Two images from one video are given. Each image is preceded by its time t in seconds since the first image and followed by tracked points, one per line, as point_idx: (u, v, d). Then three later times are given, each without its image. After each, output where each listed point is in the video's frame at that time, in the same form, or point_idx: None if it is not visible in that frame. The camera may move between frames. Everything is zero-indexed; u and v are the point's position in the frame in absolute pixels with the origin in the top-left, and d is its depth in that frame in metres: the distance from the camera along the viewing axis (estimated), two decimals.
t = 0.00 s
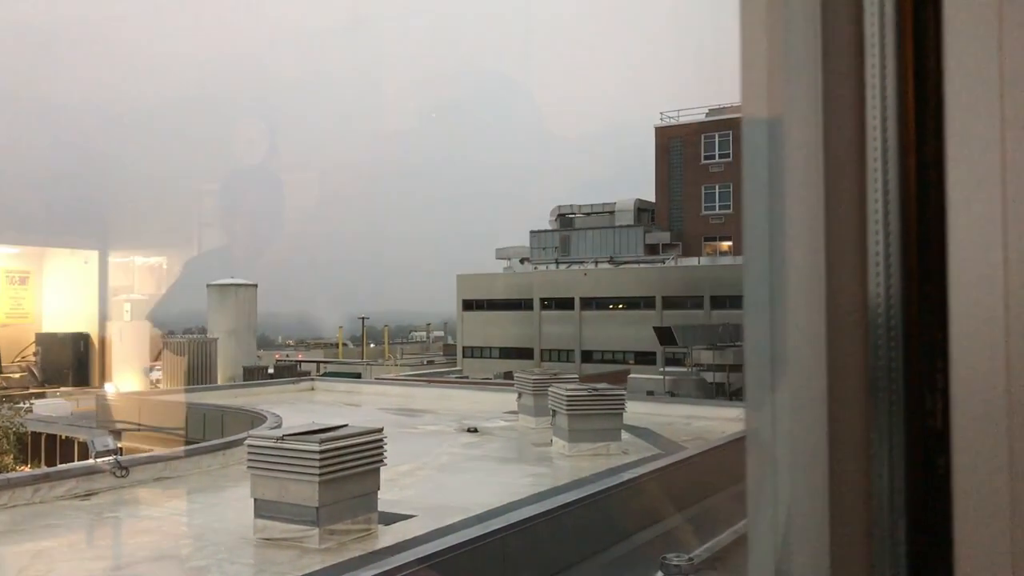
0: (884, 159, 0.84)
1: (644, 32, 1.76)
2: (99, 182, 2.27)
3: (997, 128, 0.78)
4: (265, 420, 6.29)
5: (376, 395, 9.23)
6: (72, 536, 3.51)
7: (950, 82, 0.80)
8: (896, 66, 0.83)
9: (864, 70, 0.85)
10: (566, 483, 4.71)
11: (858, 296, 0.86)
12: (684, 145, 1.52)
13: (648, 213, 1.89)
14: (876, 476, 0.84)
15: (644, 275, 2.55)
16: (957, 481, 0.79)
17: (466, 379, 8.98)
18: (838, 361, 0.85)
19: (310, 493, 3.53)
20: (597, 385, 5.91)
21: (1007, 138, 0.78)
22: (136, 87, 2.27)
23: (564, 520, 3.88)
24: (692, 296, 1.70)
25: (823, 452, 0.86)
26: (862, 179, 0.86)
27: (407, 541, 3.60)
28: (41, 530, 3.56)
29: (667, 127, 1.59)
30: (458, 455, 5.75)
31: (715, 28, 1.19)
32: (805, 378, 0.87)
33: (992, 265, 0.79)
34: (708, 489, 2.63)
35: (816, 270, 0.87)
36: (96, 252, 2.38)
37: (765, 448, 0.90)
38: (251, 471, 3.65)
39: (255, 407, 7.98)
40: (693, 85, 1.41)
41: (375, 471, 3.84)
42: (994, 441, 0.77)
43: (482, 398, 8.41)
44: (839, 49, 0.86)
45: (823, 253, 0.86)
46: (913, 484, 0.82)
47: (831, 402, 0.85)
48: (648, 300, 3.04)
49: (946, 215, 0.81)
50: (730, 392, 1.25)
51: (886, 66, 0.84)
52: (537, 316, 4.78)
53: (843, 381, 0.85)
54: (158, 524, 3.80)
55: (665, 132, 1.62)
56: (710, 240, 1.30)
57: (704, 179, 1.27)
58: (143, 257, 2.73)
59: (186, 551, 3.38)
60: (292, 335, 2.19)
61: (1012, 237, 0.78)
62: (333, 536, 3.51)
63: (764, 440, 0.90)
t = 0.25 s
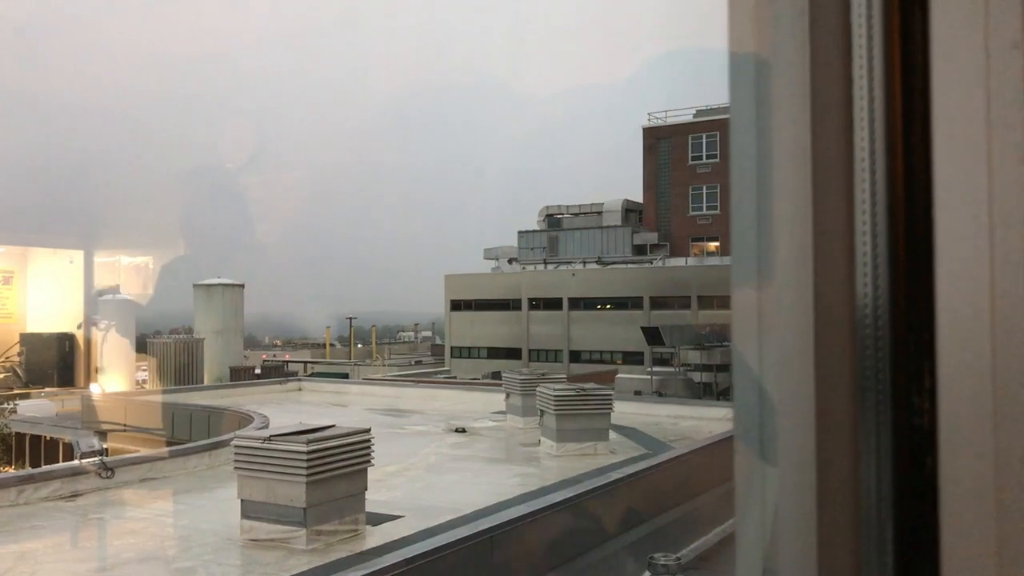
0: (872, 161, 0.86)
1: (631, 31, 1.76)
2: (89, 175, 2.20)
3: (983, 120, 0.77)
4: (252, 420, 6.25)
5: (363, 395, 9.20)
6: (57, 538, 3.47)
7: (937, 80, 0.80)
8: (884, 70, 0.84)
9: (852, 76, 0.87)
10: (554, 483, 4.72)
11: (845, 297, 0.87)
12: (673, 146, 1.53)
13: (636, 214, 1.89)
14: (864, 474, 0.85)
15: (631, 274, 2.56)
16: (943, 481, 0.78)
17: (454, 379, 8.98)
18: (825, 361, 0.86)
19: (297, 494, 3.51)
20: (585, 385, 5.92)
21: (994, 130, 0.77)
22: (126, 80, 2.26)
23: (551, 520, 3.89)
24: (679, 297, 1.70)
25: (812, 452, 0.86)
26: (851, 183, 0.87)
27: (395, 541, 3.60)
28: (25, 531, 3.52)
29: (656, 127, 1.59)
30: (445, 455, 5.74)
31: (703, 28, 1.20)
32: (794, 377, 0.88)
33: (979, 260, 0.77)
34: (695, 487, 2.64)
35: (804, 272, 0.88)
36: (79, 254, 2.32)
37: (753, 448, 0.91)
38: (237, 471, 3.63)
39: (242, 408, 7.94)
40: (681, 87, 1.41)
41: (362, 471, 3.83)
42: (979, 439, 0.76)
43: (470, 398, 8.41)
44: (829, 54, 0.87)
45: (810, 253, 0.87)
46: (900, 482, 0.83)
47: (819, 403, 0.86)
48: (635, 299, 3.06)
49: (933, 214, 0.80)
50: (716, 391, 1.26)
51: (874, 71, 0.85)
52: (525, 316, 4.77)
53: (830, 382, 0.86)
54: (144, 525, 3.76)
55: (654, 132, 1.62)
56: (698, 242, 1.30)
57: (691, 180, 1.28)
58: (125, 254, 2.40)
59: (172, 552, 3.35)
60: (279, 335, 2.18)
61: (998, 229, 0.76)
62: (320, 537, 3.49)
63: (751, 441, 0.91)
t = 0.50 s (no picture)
0: (859, 155, 0.85)
1: (618, 33, 1.76)
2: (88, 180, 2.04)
3: (970, 127, 0.80)
4: (240, 421, 6.21)
5: (351, 396, 9.17)
6: (42, 540, 3.43)
7: (925, 79, 0.80)
8: (871, 69, 0.84)
9: (840, 74, 0.86)
10: (542, 483, 4.72)
11: (833, 292, 0.87)
12: (662, 146, 1.52)
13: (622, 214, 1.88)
14: (852, 469, 0.85)
15: (620, 275, 2.56)
16: (932, 480, 0.79)
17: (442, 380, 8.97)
18: (813, 356, 0.87)
19: (285, 494, 3.48)
20: (573, 385, 5.92)
21: (980, 136, 0.80)
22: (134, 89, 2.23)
23: (540, 520, 3.90)
24: (666, 295, 1.69)
25: (800, 448, 0.87)
26: (838, 183, 0.87)
27: (384, 542, 3.60)
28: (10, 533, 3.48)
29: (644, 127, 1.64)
30: (434, 455, 5.73)
31: (689, 29, 1.20)
32: (785, 378, 0.88)
33: (965, 262, 0.80)
34: (683, 487, 2.66)
35: (792, 268, 0.88)
36: (65, 254, 2.01)
37: (741, 449, 0.91)
38: (224, 471, 3.61)
39: (228, 409, 7.88)
40: (669, 86, 1.41)
41: (350, 471, 3.82)
42: (966, 437, 0.79)
43: (458, 397, 8.41)
44: (818, 54, 0.87)
45: (800, 255, 0.87)
46: (888, 478, 0.82)
47: (806, 399, 0.86)
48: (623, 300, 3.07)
49: (922, 213, 0.81)
50: (703, 390, 1.26)
51: (862, 69, 0.85)
52: (513, 315, 4.80)
53: (816, 377, 0.86)
54: (130, 527, 3.73)
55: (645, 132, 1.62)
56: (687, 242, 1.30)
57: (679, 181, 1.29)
58: (112, 254, 2.27)
59: (159, 553, 3.32)
60: (269, 336, 2.15)
61: (983, 233, 0.80)
62: (308, 537, 3.48)
63: (740, 442, 0.91)
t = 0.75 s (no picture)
0: (848, 158, 0.86)
1: (609, 33, 1.76)
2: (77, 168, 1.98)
3: (957, 128, 0.80)
4: (227, 422, 6.17)
5: (339, 396, 9.13)
6: (25, 541, 3.39)
7: (912, 84, 0.82)
8: (860, 72, 0.85)
9: (828, 74, 0.86)
10: (531, 483, 4.72)
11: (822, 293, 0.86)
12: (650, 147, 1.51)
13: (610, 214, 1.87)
14: (839, 469, 0.85)
15: (609, 276, 2.56)
16: (918, 478, 0.81)
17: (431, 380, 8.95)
18: (804, 357, 0.85)
19: (271, 495, 3.45)
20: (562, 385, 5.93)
21: (967, 137, 0.80)
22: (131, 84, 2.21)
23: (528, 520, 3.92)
24: (654, 296, 1.69)
25: (788, 450, 0.85)
26: (827, 182, 0.86)
27: (372, 543, 3.58)
28: None
29: (633, 126, 1.63)
30: (422, 455, 5.72)
31: (679, 31, 1.21)
32: (772, 380, 0.86)
33: (951, 263, 0.81)
34: (671, 487, 2.66)
35: (779, 267, 0.86)
36: (50, 255, 1.89)
37: (729, 451, 0.90)
38: (210, 472, 3.57)
39: (215, 409, 7.82)
40: (659, 87, 1.41)
41: (337, 471, 3.80)
42: (952, 438, 0.80)
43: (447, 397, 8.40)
44: (805, 51, 0.86)
45: (787, 255, 0.86)
46: (875, 476, 0.84)
47: (796, 400, 0.85)
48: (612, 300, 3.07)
49: (908, 216, 0.83)
50: (691, 392, 1.26)
51: (850, 71, 0.85)
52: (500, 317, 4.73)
53: (806, 378, 0.85)
54: (116, 527, 3.70)
55: (634, 133, 1.61)
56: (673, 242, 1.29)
57: (666, 181, 1.26)
58: (98, 254, 2.19)
59: (144, 554, 3.30)
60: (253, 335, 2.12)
61: (971, 234, 0.80)
62: (296, 538, 3.44)
63: (729, 444, 0.90)
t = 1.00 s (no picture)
0: (837, 161, 0.88)
1: (598, 32, 1.76)
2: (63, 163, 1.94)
3: (946, 129, 0.80)
4: (215, 422, 6.12)
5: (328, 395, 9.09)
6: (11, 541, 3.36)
7: (901, 84, 0.82)
8: (848, 75, 0.86)
9: (817, 75, 0.88)
10: (520, 483, 4.71)
11: (812, 295, 0.88)
12: (638, 147, 1.51)
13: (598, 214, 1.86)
14: (828, 468, 0.87)
15: (598, 276, 2.56)
16: (907, 480, 0.81)
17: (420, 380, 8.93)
18: (791, 359, 0.86)
19: (259, 495, 3.40)
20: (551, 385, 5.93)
21: (955, 139, 0.79)
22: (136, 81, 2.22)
23: (517, 520, 3.94)
24: (643, 297, 1.70)
25: (777, 453, 0.86)
26: (816, 184, 0.88)
27: (360, 543, 3.56)
28: None
29: (621, 128, 1.61)
30: (412, 455, 5.70)
31: (668, 30, 1.21)
32: (762, 377, 0.86)
33: (940, 265, 0.80)
34: (658, 487, 2.65)
35: (769, 270, 0.87)
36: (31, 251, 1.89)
37: (717, 447, 0.89)
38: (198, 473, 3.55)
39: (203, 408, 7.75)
40: (650, 88, 1.42)
41: (326, 472, 3.78)
42: (941, 441, 0.79)
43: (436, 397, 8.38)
44: (792, 51, 0.87)
45: (777, 255, 0.87)
46: (864, 475, 0.86)
47: (785, 402, 0.86)
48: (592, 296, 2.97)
49: (898, 217, 0.83)
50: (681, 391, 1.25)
51: (839, 74, 0.87)
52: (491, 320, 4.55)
53: (796, 379, 0.86)
54: (103, 527, 3.67)
55: (623, 133, 1.61)
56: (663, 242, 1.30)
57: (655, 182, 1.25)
58: (83, 254, 2.06)
59: (131, 555, 3.27)
60: (241, 335, 2.11)
61: (960, 238, 0.79)
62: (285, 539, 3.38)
63: (718, 441, 0.89)
